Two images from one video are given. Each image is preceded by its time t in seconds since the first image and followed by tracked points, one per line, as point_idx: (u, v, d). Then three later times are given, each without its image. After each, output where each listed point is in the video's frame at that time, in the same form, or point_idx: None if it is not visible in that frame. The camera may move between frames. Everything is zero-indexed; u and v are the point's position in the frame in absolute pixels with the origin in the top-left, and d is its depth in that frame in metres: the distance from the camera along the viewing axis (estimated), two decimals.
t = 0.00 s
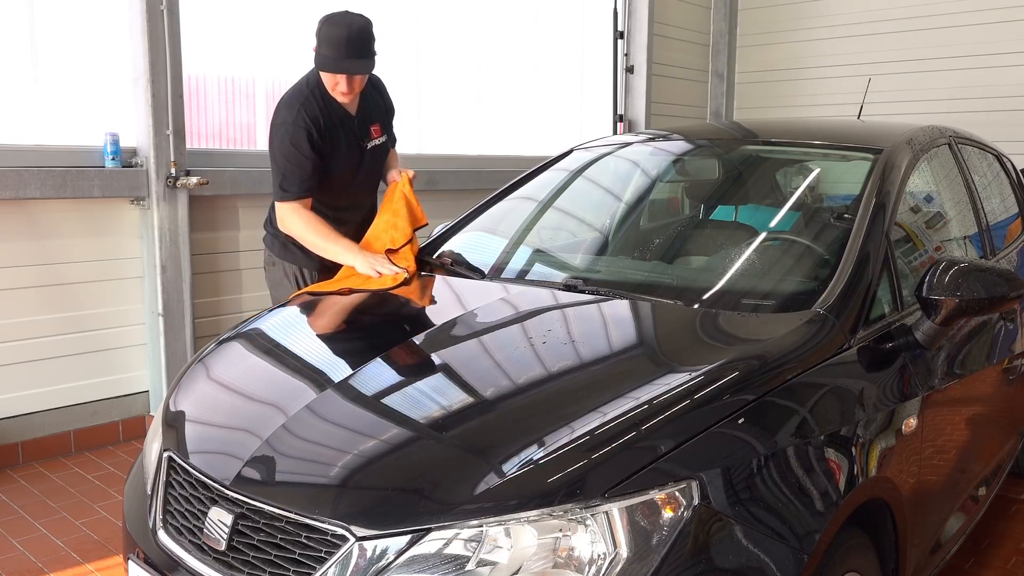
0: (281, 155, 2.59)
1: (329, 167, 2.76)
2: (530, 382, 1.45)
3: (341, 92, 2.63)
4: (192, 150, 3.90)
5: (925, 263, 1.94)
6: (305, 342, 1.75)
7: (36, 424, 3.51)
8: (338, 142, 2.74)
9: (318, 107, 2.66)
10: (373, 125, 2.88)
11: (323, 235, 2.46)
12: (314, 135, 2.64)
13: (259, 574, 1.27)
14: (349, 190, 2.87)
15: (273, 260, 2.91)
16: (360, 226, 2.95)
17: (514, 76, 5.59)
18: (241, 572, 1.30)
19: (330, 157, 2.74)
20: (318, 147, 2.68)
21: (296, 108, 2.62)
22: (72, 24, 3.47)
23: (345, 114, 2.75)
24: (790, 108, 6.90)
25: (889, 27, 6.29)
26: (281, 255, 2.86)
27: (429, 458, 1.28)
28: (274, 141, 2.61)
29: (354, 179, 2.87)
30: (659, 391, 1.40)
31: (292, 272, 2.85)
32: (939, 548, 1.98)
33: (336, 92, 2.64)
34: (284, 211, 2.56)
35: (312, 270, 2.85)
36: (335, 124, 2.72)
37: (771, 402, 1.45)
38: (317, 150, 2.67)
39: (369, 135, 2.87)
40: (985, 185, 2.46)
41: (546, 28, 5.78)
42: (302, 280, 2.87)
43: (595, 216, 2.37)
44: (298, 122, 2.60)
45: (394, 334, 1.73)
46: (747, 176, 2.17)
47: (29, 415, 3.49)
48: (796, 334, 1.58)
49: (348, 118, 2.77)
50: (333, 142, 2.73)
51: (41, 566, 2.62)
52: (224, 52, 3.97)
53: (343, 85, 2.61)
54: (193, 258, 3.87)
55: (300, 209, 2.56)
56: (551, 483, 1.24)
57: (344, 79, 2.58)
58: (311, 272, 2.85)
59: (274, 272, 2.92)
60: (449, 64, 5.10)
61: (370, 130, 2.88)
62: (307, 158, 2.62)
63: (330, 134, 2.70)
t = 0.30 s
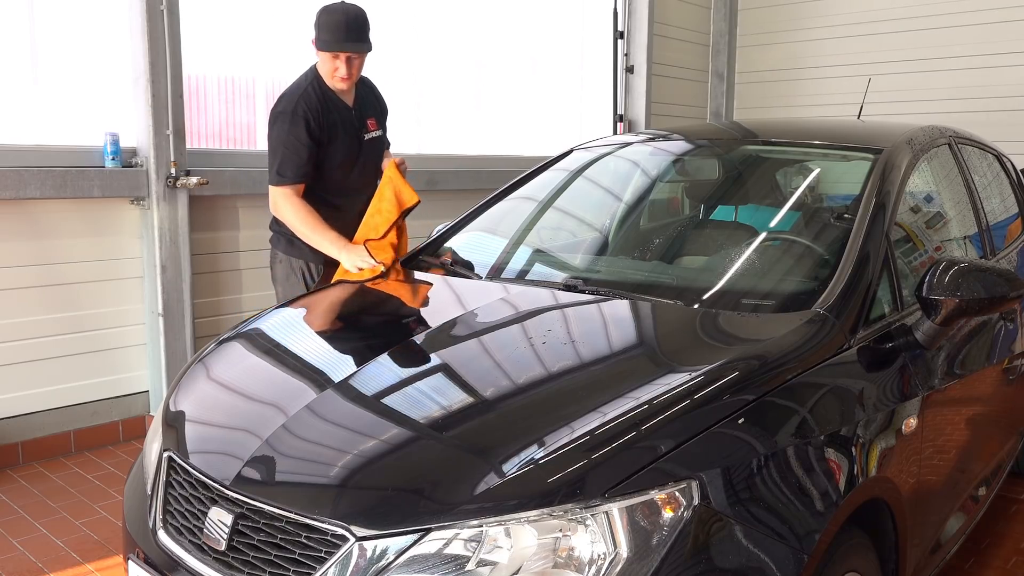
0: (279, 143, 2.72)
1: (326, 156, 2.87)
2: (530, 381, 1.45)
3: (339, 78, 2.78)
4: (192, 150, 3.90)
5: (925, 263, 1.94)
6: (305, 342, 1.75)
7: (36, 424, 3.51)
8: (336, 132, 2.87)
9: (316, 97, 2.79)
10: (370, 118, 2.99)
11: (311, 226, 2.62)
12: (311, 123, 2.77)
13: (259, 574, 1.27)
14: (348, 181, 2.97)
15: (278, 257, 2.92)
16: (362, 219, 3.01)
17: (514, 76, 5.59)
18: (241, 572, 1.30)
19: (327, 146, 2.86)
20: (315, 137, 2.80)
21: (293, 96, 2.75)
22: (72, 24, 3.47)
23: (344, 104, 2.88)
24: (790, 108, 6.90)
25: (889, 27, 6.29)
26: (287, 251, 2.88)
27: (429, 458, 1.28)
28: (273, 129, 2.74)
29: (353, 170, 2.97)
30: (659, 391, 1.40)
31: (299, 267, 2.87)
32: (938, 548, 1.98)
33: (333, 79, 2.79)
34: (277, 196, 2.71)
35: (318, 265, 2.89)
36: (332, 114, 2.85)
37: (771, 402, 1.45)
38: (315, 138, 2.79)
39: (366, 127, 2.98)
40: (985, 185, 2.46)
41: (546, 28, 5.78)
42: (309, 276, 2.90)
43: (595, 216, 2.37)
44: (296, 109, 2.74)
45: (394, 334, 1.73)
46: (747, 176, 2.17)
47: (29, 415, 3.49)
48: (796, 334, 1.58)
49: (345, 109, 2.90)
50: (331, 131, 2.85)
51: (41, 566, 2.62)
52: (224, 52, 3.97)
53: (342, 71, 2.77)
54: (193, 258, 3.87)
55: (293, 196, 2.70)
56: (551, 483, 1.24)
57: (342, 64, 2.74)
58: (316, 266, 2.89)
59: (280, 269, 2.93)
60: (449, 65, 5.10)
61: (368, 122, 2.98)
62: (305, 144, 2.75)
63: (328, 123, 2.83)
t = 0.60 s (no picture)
0: (282, 135, 2.82)
1: (327, 153, 2.94)
2: (530, 382, 1.45)
3: (345, 77, 2.90)
4: (192, 150, 3.90)
5: (925, 262, 1.94)
6: (305, 342, 1.75)
7: (36, 424, 3.51)
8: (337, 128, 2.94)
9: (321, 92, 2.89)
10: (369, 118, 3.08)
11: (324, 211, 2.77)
12: (315, 118, 2.85)
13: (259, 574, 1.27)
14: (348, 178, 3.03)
15: (289, 260, 3.00)
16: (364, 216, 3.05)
17: (514, 76, 5.59)
18: (241, 572, 1.30)
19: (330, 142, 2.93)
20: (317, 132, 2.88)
21: (296, 92, 2.86)
22: (72, 24, 3.47)
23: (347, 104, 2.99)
24: (790, 108, 6.90)
25: (889, 27, 6.29)
26: (297, 253, 2.97)
27: (429, 458, 1.28)
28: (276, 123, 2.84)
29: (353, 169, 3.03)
30: (658, 391, 1.40)
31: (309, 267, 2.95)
32: (939, 548, 1.98)
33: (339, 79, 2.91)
34: (280, 187, 2.83)
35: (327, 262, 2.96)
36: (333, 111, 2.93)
37: (771, 402, 1.45)
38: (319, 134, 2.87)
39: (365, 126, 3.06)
40: (985, 185, 2.46)
41: (546, 28, 5.78)
42: (319, 274, 2.97)
43: (595, 216, 2.37)
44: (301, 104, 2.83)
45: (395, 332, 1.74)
46: (747, 176, 2.17)
47: (29, 415, 3.49)
48: (796, 334, 1.58)
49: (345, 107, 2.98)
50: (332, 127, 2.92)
51: (41, 566, 2.62)
52: (224, 52, 3.97)
53: (349, 69, 2.89)
54: (193, 258, 3.87)
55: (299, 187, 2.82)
56: (551, 483, 1.24)
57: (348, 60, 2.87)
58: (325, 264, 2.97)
59: (292, 271, 3.00)
60: (449, 65, 5.10)
61: (367, 122, 3.07)
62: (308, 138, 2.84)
63: (330, 120, 2.91)
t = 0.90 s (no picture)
0: (290, 125, 2.90)
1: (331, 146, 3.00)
2: (530, 382, 1.45)
3: (348, 73, 3.02)
4: (192, 150, 3.90)
5: (925, 262, 1.94)
6: (305, 342, 1.75)
7: (36, 424, 3.51)
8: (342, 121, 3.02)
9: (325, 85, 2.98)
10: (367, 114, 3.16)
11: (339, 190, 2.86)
12: (321, 108, 2.94)
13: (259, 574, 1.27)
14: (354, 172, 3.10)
15: (303, 256, 3.04)
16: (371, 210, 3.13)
17: (514, 76, 5.59)
18: (241, 572, 1.30)
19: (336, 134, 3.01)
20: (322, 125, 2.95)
21: (299, 86, 2.95)
22: (72, 24, 3.47)
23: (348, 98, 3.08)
24: (790, 108, 6.90)
25: (889, 28, 6.29)
26: (311, 247, 3.02)
27: (429, 458, 1.28)
28: (282, 115, 2.93)
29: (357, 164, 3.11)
30: (659, 391, 1.40)
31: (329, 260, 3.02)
32: (938, 548, 1.98)
33: (343, 77, 3.03)
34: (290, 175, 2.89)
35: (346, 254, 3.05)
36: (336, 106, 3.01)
37: (771, 402, 1.45)
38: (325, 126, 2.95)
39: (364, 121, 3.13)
40: (985, 185, 2.46)
41: (546, 28, 5.78)
42: (340, 266, 3.05)
43: (595, 216, 2.37)
44: (307, 95, 2.92)
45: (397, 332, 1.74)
46: (747, 176, 2.17)
47: (29, 415, 3.49)
48: (796, 334, 1.58)
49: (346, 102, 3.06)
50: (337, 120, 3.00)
51: (41, 566, 2.62)
52: (224, 52, 3.97)
53: (353, 65, 3.00)
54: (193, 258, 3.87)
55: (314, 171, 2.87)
56: (551, 483, 1.24)
57: (354, 57, 2.99)
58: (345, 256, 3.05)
59: (308, 266, 3.04)
60: (449, 65, 5.10)
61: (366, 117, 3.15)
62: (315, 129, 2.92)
63: (334, 113, 2.98)
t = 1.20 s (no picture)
0: (302, 124, 2.90)
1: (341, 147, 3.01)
2: (530, 382, 1.44)
3: (355, 72, 3.03)
4: (192, 150, 3.90)
5: (925, 263, 1.94)
6: (305, 342, 1.75)
7: (36, 424, 3.51)
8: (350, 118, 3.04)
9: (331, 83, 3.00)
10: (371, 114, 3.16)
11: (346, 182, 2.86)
12: (330, 106, 2.95)
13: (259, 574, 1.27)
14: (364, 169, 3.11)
15: (312, 255, 3.03)
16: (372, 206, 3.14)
17: (514, 77, 5.59)
18: (241, 572, 1.30)
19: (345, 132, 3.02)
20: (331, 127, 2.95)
21: (307, 86, 2.96)
22: (72, 24, 3.47)
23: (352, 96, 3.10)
24: (790, 108, 6.90)
25: (889, 28, 6.29)
26: (321, 246, 3.02)
27: (429, 458, 1.28)
28: (292, 116, 2.93)
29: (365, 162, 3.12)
30: (659, 391, 1.40)
31: (340, 258, 3.04)
32: (939, 548, 1.98)
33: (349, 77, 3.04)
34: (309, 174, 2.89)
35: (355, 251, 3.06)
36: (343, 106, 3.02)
37: (771, 402, 1.45)
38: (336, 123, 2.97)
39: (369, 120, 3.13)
40: (985, 185, 2.46)
41: (546, 28, 5.78)
42: (351, 265, 3.07)
43: (595, 216, 2.37)
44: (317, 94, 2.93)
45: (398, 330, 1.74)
46: (747, 176, 2.17)
47: (29, 415, 3.49)
48: (797, 334, 1.58)
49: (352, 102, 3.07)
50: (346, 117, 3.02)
51: (41, 566, 2.62)
52: (225, 52, 3.97)
53: (360, 64, 3.02)
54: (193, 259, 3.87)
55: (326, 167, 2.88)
56: (551, 483, 1.24)
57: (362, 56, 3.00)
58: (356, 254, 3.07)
59: (319, 265, 3.03)
60: (449, 65, 5.10)
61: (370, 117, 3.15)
62: (327, 126, 2.93)
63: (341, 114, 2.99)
